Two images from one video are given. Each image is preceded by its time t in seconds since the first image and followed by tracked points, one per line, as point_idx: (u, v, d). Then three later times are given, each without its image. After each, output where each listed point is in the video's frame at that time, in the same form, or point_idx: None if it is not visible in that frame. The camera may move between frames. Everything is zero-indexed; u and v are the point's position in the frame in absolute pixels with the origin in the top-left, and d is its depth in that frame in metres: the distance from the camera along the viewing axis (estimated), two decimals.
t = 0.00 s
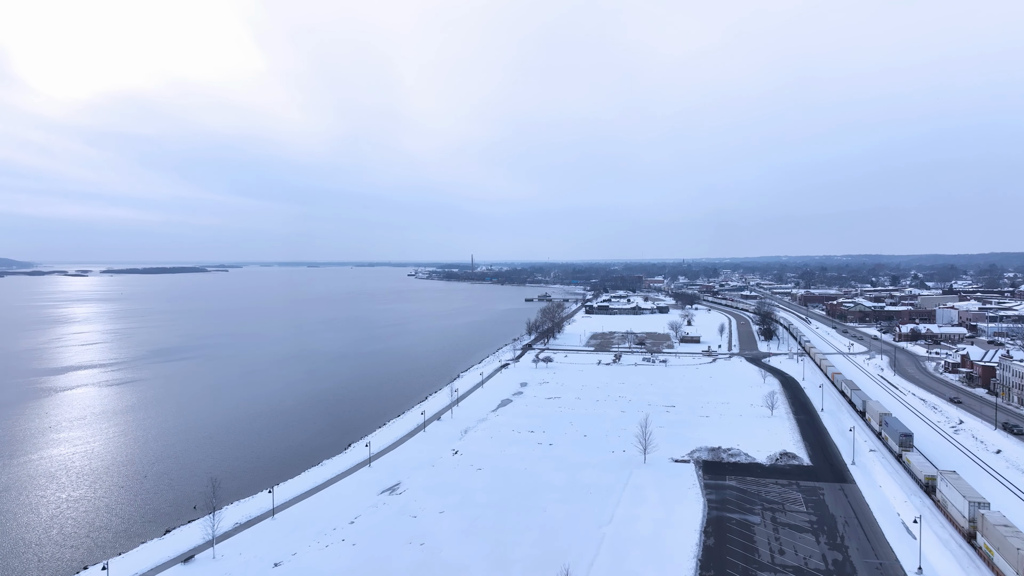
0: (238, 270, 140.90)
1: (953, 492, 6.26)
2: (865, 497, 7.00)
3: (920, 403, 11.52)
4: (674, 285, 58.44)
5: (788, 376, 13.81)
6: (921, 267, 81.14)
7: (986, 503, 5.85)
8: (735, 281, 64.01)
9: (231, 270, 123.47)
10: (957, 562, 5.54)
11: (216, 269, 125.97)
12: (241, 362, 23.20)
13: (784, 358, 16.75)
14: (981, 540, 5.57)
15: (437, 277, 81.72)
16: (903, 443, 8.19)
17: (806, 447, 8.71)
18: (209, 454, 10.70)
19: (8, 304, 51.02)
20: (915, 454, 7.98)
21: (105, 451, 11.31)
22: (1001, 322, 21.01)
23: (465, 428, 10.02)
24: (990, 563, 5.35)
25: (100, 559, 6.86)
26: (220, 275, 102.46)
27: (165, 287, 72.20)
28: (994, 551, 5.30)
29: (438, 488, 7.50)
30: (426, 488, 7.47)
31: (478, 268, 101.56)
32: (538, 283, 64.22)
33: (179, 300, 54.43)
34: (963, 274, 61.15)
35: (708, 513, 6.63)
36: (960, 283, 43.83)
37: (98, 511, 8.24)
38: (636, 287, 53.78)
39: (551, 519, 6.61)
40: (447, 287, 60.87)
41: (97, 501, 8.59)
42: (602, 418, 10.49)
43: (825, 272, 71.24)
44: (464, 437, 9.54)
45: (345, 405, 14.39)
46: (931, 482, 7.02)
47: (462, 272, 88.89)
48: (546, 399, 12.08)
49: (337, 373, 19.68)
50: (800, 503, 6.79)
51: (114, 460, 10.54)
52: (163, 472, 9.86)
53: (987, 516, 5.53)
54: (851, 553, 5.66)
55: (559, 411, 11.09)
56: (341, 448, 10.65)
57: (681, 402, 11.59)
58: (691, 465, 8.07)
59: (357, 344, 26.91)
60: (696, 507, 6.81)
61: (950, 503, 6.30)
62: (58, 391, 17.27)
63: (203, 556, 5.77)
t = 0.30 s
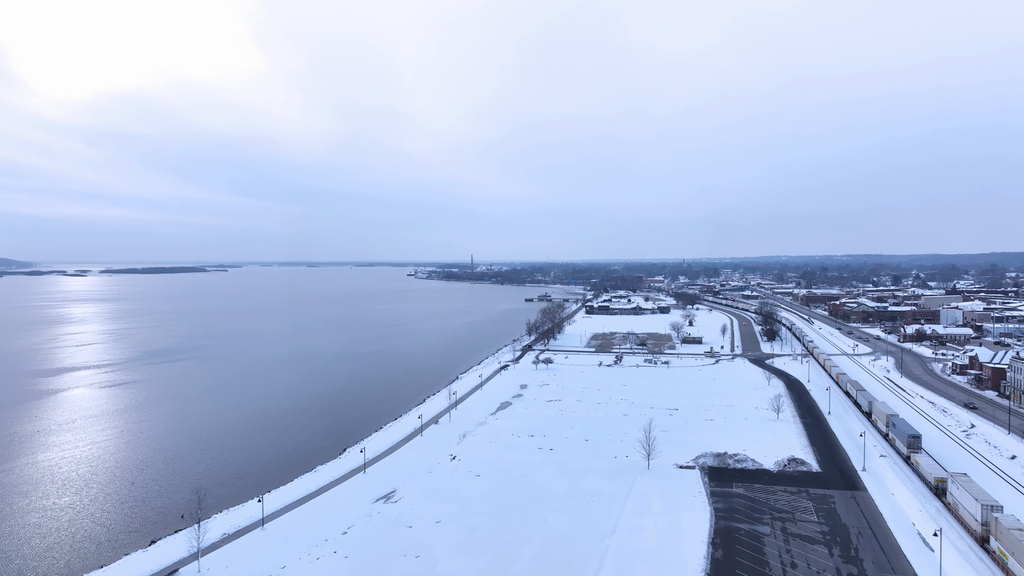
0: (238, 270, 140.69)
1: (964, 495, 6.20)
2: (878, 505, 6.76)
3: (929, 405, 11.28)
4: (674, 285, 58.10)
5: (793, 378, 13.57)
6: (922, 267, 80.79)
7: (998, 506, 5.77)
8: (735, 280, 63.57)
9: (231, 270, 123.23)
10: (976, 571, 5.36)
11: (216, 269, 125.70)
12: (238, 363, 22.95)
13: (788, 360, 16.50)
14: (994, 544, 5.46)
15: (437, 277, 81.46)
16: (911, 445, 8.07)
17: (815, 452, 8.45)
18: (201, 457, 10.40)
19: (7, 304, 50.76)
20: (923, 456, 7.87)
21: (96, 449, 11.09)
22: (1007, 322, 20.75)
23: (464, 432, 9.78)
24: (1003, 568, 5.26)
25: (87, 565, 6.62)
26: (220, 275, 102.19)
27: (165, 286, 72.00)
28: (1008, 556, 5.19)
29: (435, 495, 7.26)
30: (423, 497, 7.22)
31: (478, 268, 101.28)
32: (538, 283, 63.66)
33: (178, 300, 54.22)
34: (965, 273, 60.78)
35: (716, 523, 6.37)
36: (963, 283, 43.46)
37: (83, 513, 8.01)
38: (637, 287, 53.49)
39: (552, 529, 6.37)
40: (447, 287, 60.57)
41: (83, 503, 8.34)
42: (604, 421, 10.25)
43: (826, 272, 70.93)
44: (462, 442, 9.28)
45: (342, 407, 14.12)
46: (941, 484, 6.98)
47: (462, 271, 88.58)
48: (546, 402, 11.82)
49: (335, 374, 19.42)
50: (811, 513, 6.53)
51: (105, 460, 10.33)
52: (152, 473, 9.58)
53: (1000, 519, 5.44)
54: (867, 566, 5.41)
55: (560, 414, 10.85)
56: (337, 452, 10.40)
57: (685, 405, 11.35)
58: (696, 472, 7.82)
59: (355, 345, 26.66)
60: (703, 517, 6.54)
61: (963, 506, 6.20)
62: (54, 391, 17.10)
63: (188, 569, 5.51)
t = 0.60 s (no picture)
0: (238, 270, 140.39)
1: (976, 498, 6.11)
2: (892, 515, 6.52)
3: (939, 408, 11.02)
4: (675, 285, 57.75)
5: (798, 380, 13.31)
6: (923, 267, 80.43)
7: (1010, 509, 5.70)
8: (736, 280, 63.12)
9: (231, 270, 122.93)
10: None
11: (216, 269, 125.42)
12: (235, 363, 22.67)
13: (792, 361, 16.23)
14: (1009, 548, 5.39)
15: (436, 276, 81.26)
16: (919, 446, 7.98)
17: (823, 458, 8.20)
18: (193, 459, 10.17)
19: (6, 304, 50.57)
20: (932, 458, 7.79)
21: (87, 452, 10.87)
22: (1012, 322, 20.48)
23: (462, 437, 9.52)
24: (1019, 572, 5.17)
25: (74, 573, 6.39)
26: (220, 275, 101.88)
27: (165, 286, 71.72)
28: None
29: (432, 504, 7.00)
30: (419, 506, 6.96)
31: (478, 268, 100.90)
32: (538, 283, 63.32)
33: (177, 300, 53.90)
34: (968, 273, 60.40)
35: (725, 534, 6.11)
36: (966, 283, 43.10)
37: (69, 519, 7.78)
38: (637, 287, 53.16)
39: (554, 539, 6.12)
40: (446, 287, 60.29)
41: (70, 507, 8.12)
42: (606, 425, 10.01)
43: (828, 272, 70.61)
44: (459, 448, 9.02)
45: (338, 408, 13.84)
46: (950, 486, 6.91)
47: (462, 271, 88.27)
48: (547, 405, 11.56)
49: (332, 375, 19.16)
50: (823, 522, 6.28)
51: (102, 463, 10.14)
52: (144, 475, 9.37)
53: (1014, 523, 5.35)
54: None
55: (561, 418, 10.59)
56: (332, 454, 10.14)
57: (689, 408, 11.11)
58: (702, 478, 7.57)
59: (354, 345, 26.42)
60: (711, 527, 6.28)
61: (974, 510, 6.11)
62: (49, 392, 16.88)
63: None
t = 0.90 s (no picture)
0: (237, 269, 140.01)
1: (988, 502, 6.05)
2: (908, 524, 6.27)
3: (948, 412, 10.76)
4: (676, 285, 57.39)
5: (803, 382, 13.06)
6: (924, 266, 80.09)
7: None
8: (737, 280, 62.73)
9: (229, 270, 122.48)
10: None
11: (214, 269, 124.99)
12: (231, 364, 22.36)
13: (796, 362, 15.97)
14: None
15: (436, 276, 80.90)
16: (928, 449, 7.88)
17: (833, 463, 7.95)
18: (184, 463, 9.90)
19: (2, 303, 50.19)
20: (941, 460, 7.68)
21: (78, 455, 10.63)
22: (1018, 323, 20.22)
23: (460, 442, 9.27)
24: None
25: None
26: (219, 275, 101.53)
27: (164, 286, 71.43)
28: None
29: (428, 513, 6.75)
30: (414, 515, 6.71)
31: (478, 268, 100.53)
32: (537, 283, 62.95)
33: (175, 300, 53.56)
34: (970, 272, 59.97)
35: (734, 545, 5.86)
36: (969, 283, 42.77)
37: (59, 523, 7.57)
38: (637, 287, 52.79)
39: (556, 551, 5.88)
40: (445, 288, 59.94)
41: (53, 513, 7.84)
42: (607, 429, 9.75)
43: (829, 272, 70.25)
44: (457, 453, 8.77)
45: (335, 409, 13.56)
46: (962, 490, 6.79)
47: (462, 271, 87.90)
48: (547, 408, 11.30)
49: (329, 375, 18.88)
50: (835, 533, 6.04)
51: (101, 465, 9.98)
52: (132, 480, 9.10)
53: None
54: None
55: (561, 421, 10.33)
56: (327, 458, 9.87)
57: (692, 411, 10.86)
58: (708, 486, 7.33)
59: (352, 345, 26.13)
60: (720, 538, 6.03)
61: (989, 515, 6.02)
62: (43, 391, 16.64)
63: None
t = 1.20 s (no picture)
0: (237, 269, 139.67)
1: (1001, 505, 5.90)
2: (924, 535, 6.02)
3: (959, 416, 10.49)
4: (676, 284, 56.99)
5: (808, 384, 12.80)
6: (926, 266, 79.73)
7: None
8: (738, 280, 62.31)
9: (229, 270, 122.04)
10: None
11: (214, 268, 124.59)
12: (227, 365, 22.06)
13: (800, 364, 15.70)
14: None
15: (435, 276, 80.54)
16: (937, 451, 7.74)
17: (844, 470, 7.69)
18: (176, 463, 9.58)
19: None
20: (950, 462, 7.54)
21: (82, 453, 10.52)
22: None
23: (458, 447, 9.02)
24: None
25: None
26: (218, 275, 101.17)
27: (163, 286, 71.12)
28: None
29: (424, 523, 6.49)
30: (409, 525, 6.44)
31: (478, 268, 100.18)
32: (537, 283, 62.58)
33: (173, 300, 53.25)
34: (972, 272, 59.62)
35: (744, 558, 5.60)
36: (971, 282, 42.25)
37: (59, 522, 7.41)
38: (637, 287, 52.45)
39: (557, 564, 5.61)
40: (445, 288, 59.61)
41: (37, 518, 7.53)
42: (610, 434, 9.50)
43: (830, 272, 69.95)
44: (455, 459, 8.52)
45: (331, 410, 13.28)
46: (974, 492, 6.65)
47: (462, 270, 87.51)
48: (547, 411, 11.04)
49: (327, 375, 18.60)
50: (849, 545, 5.79)
51: (104, 462, 9.86)
52: (122, 480, 8.78)
53: None
54: None
55: (562, 425, 10.07)
56: (323, 460, 9.55)
57: (696, 414, 10.60)
58: (715, 494, 7.07)
59: (351, 346, 25.84)
60: (729, 549, 5.78)
61: (1002, 517, 5.88)
62: (35, 393, 16.34)
63: None
